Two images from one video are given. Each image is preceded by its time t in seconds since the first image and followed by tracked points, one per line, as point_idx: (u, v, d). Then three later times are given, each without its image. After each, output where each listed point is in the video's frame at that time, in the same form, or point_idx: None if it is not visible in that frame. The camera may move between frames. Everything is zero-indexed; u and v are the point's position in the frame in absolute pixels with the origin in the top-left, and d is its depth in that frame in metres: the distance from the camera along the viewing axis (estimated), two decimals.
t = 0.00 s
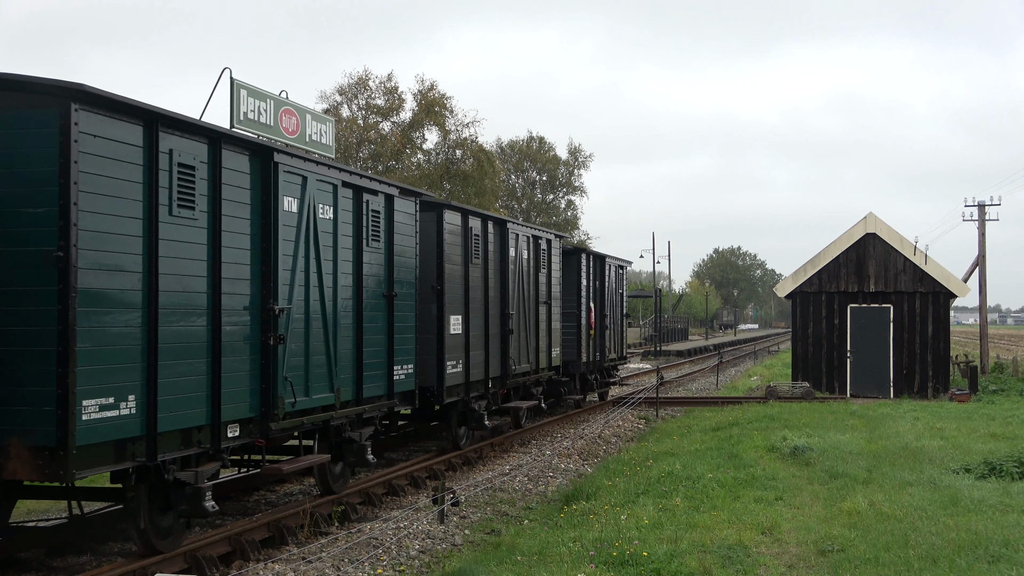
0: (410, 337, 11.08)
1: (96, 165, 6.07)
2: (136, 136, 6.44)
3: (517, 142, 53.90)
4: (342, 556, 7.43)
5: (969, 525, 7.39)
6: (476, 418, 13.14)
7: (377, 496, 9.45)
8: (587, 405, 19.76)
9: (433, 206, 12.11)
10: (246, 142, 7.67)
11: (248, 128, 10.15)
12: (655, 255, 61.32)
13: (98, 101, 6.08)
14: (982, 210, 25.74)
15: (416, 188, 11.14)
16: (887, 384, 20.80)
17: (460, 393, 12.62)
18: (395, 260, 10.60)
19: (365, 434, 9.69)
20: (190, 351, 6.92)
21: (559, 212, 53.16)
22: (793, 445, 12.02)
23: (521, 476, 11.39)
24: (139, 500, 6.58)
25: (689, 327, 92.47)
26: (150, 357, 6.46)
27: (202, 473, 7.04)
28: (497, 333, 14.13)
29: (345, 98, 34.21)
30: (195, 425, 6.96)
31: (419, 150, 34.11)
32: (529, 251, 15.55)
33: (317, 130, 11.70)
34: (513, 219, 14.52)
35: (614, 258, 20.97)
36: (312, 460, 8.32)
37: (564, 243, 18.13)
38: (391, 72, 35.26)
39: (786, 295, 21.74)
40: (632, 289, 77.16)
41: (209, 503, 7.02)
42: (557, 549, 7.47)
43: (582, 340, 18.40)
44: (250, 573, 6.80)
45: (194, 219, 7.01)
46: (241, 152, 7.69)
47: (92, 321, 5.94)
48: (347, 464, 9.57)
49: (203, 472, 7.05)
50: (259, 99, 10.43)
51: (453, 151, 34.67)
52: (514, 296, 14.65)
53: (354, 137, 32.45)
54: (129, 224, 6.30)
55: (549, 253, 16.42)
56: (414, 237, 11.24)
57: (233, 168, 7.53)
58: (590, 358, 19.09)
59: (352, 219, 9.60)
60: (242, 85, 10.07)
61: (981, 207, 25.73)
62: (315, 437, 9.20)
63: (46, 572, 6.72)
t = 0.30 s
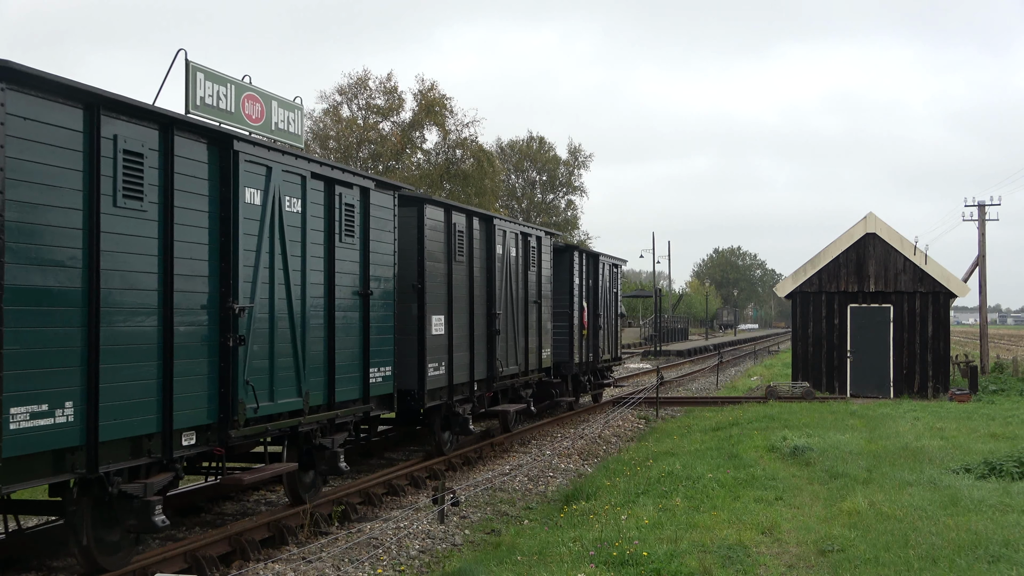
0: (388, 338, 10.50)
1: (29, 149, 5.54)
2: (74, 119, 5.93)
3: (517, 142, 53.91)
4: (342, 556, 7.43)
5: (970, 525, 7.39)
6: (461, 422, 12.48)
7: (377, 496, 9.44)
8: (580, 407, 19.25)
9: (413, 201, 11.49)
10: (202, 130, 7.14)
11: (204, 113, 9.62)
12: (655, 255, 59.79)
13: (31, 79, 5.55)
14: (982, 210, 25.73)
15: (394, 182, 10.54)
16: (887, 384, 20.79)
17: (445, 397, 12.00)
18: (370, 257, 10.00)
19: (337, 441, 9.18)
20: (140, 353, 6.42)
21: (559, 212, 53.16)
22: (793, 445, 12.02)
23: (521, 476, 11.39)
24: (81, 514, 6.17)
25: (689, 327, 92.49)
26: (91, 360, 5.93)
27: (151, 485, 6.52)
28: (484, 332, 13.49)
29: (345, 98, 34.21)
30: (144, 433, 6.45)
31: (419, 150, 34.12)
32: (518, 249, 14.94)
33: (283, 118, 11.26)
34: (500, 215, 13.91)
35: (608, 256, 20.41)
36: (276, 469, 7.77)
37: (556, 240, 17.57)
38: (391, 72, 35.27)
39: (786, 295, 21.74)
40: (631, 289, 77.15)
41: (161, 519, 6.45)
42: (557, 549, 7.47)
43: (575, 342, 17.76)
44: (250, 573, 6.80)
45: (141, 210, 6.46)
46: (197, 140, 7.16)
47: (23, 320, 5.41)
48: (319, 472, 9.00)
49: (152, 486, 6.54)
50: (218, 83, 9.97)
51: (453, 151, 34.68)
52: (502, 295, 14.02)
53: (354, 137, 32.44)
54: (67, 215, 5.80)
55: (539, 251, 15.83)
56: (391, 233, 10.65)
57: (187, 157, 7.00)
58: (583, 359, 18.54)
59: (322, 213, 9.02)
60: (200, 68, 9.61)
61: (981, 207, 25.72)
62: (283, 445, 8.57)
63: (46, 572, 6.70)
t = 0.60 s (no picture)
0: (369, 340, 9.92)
1: None
2: (10, 102, 5.31)
3: (517, 142, 53.92)
4: (342, 556, 7.43)
5: (970, 525, 7.39)
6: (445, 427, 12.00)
7: (377, 496, 9.46)
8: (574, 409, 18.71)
9: (395, 196, 10.90)
10: (158, 114, 6.53)
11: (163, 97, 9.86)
12: (655, 257, 60.22)
13: None
14: (982, 210, 25.72)
15: (374, 175, 9.95)
16: (887, 384, 20.79)
17: (429, 400, 11.41)
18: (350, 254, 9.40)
19: (311, 447, 8.65)
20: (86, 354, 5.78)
21: (559, 212, 53.20)
22: (793, 445, 12.02)
23: (521, 476, 11.39)
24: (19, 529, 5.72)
25: (688, 327, 92.55)
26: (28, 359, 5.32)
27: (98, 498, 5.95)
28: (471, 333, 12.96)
29: (345, 98, 34.24)
30: (93, 441, 5.84)
31: (419, 150, 34.13)
32: (508, 246, 14.38)
33: (249, 105, 11.60)
34: (489, 212, 13.34)
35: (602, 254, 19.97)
36: (243, 478, 7.26)
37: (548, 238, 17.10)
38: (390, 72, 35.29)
39: (786, 295, 21.75)
40: (631, 288, 77.15)
41: (109, 534, 5.94)
42: (557, 549, 7.47)
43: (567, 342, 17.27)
44: (250, 573, 6.80)
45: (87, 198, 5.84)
46: (152, 128, 6.54)
47: None
48: (291, 481, 8.53)
49: (101, 497, 5.95)
50: (178, 68, 10.14)
51: (453, 151, 34.69)
52: (490, 294, 13.48)
53: (354, 137, 32.43)
54: None
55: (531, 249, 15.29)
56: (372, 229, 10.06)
57: (141, 142, 6.39)
58: (576, 360, 18.05)
59: (295, 207, 8.43)
60: (157, 52, 9.76)
61: (981, 207, 25.71)
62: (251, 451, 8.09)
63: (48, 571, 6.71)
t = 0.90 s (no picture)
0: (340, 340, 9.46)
1: None
2: None
3: (517, 142, 53.90)
4: (342, 556, 7.43)
5: (970, 526, 7.39)
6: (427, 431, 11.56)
7: (377, 496, 9.45)
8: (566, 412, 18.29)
9: (370, 189, 10.40)
10: (98, 95, 6.01)
11: (103, 77, 9.63)
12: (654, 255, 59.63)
13: None
14: (982, 210, 25.72)
15: (346, 166, 9.45)
16: (887, 384, 20.79)
17: (408, 403, 10.99)
18: (317, 250, 8.91)
19: (275, 456, 8.19)
20: (14, 358, 5.32)
21: (559, 212, 53.20)
22: (793, 445, 12.02)
23: (521, 476, 11.39)
24: None
25: (688, 327, 92.57)
26: None
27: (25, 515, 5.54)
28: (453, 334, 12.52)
29: (345, 98, 34.23)
30: (23, 451, 5.38)
31: (419, 150, 34.12)
32: (493, 243, 13.93)
33: (205, 89, 11.67)
34: (471, 207, 12.89)
35: (595, 252, 19.61)
36: (199, 491, 6.81)
37: (538, 236, 16.72)
38: (390, 72, 35.28)
39: (786, 295, 21.75)
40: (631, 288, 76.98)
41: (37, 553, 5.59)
42: (557, 549, 7.47)
43: (558, 342, 16.91)
44: (250, 573, 6.80)
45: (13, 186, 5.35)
46: (93, 111, 6.02)
47: None
48: (254, 491, 8.05)
49: (30, 515, 5.56)
50: (122, 47, 10.01)
51: (453, 151, 34.67)
52: (473, 293, 13.04)
53: (353, 137, 32.41)
54: None
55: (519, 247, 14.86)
56: (344, 224, 9.58)
57: (79, 127, 5.88)
58: (568, 361, 17.69)
59: (256, 198, 7.94)
60: (97, 29, 9.56)
61: (981, 207, 25.71)
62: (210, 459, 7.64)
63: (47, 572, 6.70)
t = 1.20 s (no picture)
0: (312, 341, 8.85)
1: None
2: None
3: (517, 142, 53.87)
4: (342, 556, 7.43)
5: (969, 525, 7.39)
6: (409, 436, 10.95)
7: (377, 496, 9.46)
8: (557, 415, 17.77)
9: (345, 181, 9.79)
10: (33, 75, 5.48)
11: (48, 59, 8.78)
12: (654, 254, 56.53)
13: None
14: (982, 210, 25.70)
15: (318, 157, 8.86)
16: (887, 384, 20.79)
17: (387, 408, 10.37)
18: (286, 245, 8.35)
19: (239, 464, 7.59)
20: None
21: (559, 212, 53.23)
22: (793, 445, 12.03)
23: (521, 476, 11.39)
24: None
25: (688, 327, 92.55)
26: None
27: None
28: (436, 335, 11.91)
29: (345, 97, 34.24)
30: None
31: (419, 150, 34.11)
32: (479, 240, 13.35)
33: (160, 72, 10.60)
34: (455, 202, 12.30)
35: (588, 250, 19.05)
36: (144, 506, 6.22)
37: (527, 233, 16.17)
38: (390, 72, 35.27)
39: (786, 295, 21.75)
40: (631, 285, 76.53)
41: None
42: (557, 549, 7.47)
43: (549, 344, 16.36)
44: (250, 573, 6.81)
45: None
46: (27, 92, 5.50)
47: None
48: (216, 502, 7.47)
49: None
50: (63, 24, 8.95)
51: (453, 151, 34.65)
52: (457, 293, 12.43)
53: (353, 137, 32.41)
54: None
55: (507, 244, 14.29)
56: (316, 218, 8.97)
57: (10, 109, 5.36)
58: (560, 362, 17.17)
59: (217, 190, 7.40)
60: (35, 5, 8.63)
61: (981, 208, 25.70)
62: (168, 468, 7.14)
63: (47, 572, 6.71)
